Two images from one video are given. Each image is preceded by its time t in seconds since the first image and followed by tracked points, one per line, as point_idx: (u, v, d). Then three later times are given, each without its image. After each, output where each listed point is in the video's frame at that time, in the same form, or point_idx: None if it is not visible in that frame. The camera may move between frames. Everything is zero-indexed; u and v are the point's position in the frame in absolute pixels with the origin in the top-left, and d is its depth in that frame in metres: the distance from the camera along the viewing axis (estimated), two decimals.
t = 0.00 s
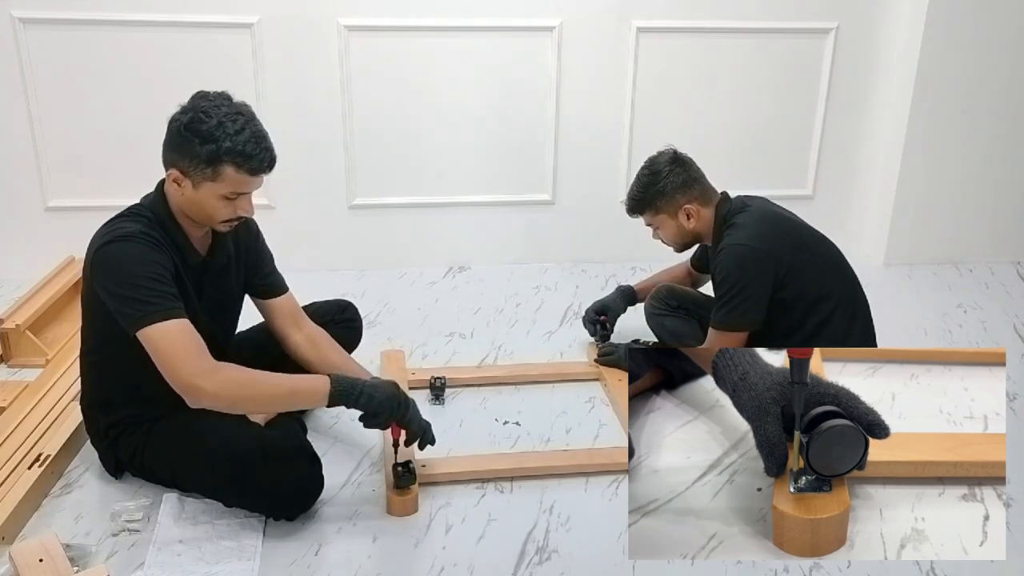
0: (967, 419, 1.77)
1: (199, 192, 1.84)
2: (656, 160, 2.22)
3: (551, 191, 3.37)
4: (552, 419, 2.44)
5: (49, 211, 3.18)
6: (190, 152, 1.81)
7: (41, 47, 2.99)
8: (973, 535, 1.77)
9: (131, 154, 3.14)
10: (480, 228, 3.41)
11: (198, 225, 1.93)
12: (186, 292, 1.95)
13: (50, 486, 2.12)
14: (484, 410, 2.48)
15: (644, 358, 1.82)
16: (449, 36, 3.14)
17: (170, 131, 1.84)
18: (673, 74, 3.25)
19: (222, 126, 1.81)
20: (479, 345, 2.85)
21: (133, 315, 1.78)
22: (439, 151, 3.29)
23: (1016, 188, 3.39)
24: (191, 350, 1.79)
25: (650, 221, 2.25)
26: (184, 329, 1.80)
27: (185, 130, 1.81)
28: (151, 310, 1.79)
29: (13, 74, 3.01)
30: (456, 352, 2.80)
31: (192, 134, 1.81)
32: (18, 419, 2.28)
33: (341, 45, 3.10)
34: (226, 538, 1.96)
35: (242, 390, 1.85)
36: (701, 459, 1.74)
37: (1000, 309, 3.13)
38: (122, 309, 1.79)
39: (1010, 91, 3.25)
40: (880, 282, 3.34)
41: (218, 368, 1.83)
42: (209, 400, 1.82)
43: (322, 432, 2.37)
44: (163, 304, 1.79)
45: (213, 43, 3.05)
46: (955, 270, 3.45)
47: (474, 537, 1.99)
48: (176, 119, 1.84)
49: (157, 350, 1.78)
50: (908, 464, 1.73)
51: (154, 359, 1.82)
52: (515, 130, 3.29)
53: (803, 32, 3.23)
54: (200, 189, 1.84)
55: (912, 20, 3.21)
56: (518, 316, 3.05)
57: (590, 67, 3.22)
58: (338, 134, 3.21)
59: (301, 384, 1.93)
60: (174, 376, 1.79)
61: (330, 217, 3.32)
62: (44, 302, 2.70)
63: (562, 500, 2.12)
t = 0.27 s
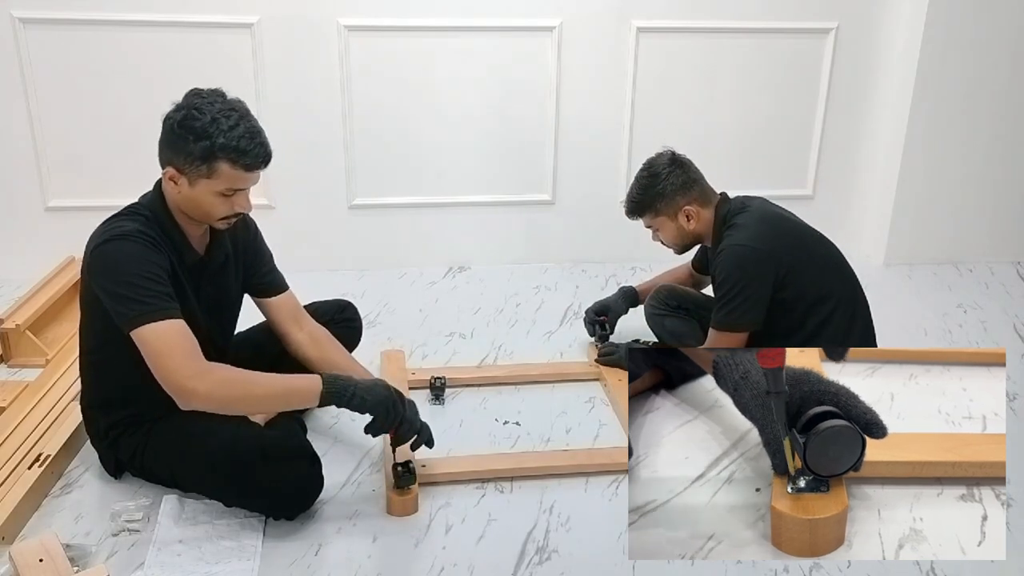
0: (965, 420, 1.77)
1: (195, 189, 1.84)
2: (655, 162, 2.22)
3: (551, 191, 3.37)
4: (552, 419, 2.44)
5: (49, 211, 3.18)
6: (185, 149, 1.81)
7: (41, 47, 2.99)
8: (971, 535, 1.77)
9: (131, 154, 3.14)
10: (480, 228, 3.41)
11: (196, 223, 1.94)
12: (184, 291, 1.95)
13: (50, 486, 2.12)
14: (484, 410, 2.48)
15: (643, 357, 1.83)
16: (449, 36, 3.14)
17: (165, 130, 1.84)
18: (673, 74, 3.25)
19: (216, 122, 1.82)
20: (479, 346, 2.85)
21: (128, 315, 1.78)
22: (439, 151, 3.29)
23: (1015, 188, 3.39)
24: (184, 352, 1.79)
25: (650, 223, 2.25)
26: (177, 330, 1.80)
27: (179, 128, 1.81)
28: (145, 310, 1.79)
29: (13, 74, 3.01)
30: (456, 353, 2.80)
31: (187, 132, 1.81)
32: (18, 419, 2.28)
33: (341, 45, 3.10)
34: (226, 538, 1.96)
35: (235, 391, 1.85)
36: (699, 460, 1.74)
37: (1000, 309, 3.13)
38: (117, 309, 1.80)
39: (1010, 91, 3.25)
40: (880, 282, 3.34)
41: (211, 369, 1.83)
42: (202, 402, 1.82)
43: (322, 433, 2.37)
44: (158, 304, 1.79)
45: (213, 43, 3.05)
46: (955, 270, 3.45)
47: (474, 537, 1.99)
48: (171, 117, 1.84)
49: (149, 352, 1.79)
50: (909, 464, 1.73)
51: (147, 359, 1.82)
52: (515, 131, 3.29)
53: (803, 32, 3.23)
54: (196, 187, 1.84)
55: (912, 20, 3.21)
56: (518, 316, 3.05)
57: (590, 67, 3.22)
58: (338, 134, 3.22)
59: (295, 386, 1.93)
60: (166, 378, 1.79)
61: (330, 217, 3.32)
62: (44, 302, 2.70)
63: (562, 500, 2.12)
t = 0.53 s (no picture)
0: (964, 420, 1.76)
1: (189, 183, 1.84)
2: (654, 163, 2.22)
3: (551, 191, 3.37)
4: (552, 419, 2.44)
5: (49, 211, 3.18)
6: (178, 143, 1.81)
7: (41, 47, 2.99)
8: (970, 536, 1.77)
9: (131, 154, 3.14)
10: (480, 228, 3.41)
11: (192, 218, 1.94)
12: (181, 286, 1.95)
13: (50, 486, 2.12)
14: (484, 410, 2.48)
15: (642, 358, 1.83)
16: (449, 36, 3.14)
17: (158, 125, 1.84)
18: (673, 74, 3.25)
19: (206, 115, 1.82)
20: (479, 346, 2.85)
21: (127, 305, 1.79)
22: (439, 151, 3.29)
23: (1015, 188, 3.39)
24: (182, 340, 1.80)
25: (650, 224, 2.25)
26: (178, 321, 1.80)
27: (170, 122, 1.81)
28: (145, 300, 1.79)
29: (13, 74, 3.01)
30: (456, 353, 2.80)
31: (179, 125, 1.81)
32: (18, 419, 2.28)
33: (341, 45, 3.10)
34: (226, 538, 1.96)
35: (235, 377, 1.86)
36: (697, 460, 1.74)
37: (1000, 309, 3.13)
38: (115, 301, 1.80)
39: (1010, 91, 3.25)
40: (880, 282, 3.34)
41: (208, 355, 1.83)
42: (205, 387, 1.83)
43: (322, 432, 2.37)
44: (156, 296, 1.80)
45: (213, 43, 3.05)
46: (955, 270, 3.45)
47: (474, 537, 1.99)
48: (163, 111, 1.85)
49: (148, 342, 1.79)
50: (907, 464, 1.72)
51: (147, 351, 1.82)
52: (516, 131, 3.29)
53: (803, 33, 3.23)
54: (190, 180, 1.84)
55: (912, 20, 3.21)
56: (518, 316, 3.05)
57: (590, 67, 3.22)
58: (338, 134, 3.22)
59: (293, 379, 1.94)
60: (167, 367, 1.80)
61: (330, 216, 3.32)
62: (44, 302, 2.70)
63: (562, 500, 2.12)
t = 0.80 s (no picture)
0: (963, 420, 1.76)
1: (182, 167, 1.85)
2: (654, 163, 2.22)
3: (551, 191, 3.37)
4: (552, 419, 2.44)
5: (49, 211, 3.18)
6: (165, 126, 1.81)
7: (41, 47, 2.99)
8: (969, 536, 1.77)
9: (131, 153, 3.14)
10: (480, 228, 3.41)
11: (178, 203, 1.94)
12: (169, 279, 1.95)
13: (50, 486, 2.12)
14: (484, 410, 2.48)
15: (643, 357, 1.81)
16: (449, 36, 3.14)
17: (137, 114, 1.83)
18: (673, 75, 3.25)
19: (194, 95, 1.83)
20: (479, 346, 2.85)
21: (117, 300, 1.79)
22: (439, 151, 3.29)
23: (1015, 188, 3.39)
24: (176, 332, 1.81)
25: (649, 224, 2.24)
26: (169, 313, 1.82)
27: (157, 107, 1.81)
28: (132, 293, 1.80)
29: (14, 74, 3.01)
30: (455, 352, 2.80)
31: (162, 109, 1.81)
32: (18, 419, 2.28)
33: (341, 45, 3.10)
34: (227, 538, 1.96)
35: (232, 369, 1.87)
36: (696, 460, 1.75)
37: (1000, 309, 3.13)
38: (105, 298, 1.80)
39: (1011, 91, 3.25)
40: (880, 282, 3.34)
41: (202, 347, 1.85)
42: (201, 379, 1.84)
43: (322, 433, 2.37)
44: (143, 289, 1.80)
45: (213, 43, 3.05)
46: (955, 270, 3.45)
47: (474, 537, 1.99)
48: (140, 99, 1.84)
49: (143, 338, 1.80)
50: (905, 463, 1.71)
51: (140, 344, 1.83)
52: (516, 131, 3.29)
53: (803, 33, 3.23)
54: (183, 164, 1.85)
55: (912, 20, 3.20)
56: (518, 316, 3.05)
57: (590, 67, 3.22)
58: (338, 134, 3.22)
59: (289, 376, 1.95)
60: (162, 359, 1.81)
61: (331, 216, 3.32)
62: (44, 302, 2.70)
63: (562, 500, 2.12)
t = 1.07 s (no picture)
0: (963, 421, 1.72)
1: (159, 158, 1.89)
2: (654, 164, 2.21)
3: (551, 191, 3.37)
4: (553, 418, 2.44)
5: (49, 211, 3.18)
6: (139, 122, 1.84)
7: (40, 47, 2.99)
8: (967, 537, 1.76)
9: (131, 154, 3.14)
10: (480, 228, 3.41)
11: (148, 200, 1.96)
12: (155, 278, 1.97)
13: (50, 486, 2.12)
14: (484, 410, 2.48)
15: (643, 356, 1.80)
16: (449, 36, 3.14)
17: (103, 112, 1.84)
18: (673, 74, 3.25)
19: (160, 86, 1.87)
20: (479, 346, 2.85)
21: (120, 314, 1.81)
22: (438, 151, 3.29)
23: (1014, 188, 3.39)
24: (179, 331, 1.84)
25: (649, 225, 2.24)
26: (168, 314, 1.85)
27: (129, 102, 1.83)
28: (132, 303, 1.82)
29: (13, 74, 3.01)
30: (456, 353, 2.80)
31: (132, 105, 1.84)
32: (18, 419, 2.28)
33: (341, 44, 3.10)
34: (227, 538, 1.97)
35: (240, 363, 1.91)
36: (696, 459, 1.74)
37: (1000, 309, 3.13)
38: (105, 312, 1.81)
39: (1010, 91, 3.25)
40: (880, 282, 3.34)
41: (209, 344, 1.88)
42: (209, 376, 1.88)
43: (323, 432, 2.37)
44: (141, 293, 1.82)
45: (213, 43, 3.05)
46: (955, 270, 3.45)
47: (474, 537, 1.99)
48: (103, 96, 1.85)
49: (145, 342, 1.83)
50: (904, 464, 1.71)
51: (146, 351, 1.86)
52: (516, 131, 3.29)
53: (803, 33, 3.23)
54: (160, 155, 1.89)
55: (912, 20, 3.20)
56: (518, 316, 3.05)
57: (590, 67, 3.22)
58: (338, 134, 3.22)
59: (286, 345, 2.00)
60: (167, 361, 1.84)
61: (331, 216, 3.32)
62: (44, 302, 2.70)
63: (562, 500, 2.12)
